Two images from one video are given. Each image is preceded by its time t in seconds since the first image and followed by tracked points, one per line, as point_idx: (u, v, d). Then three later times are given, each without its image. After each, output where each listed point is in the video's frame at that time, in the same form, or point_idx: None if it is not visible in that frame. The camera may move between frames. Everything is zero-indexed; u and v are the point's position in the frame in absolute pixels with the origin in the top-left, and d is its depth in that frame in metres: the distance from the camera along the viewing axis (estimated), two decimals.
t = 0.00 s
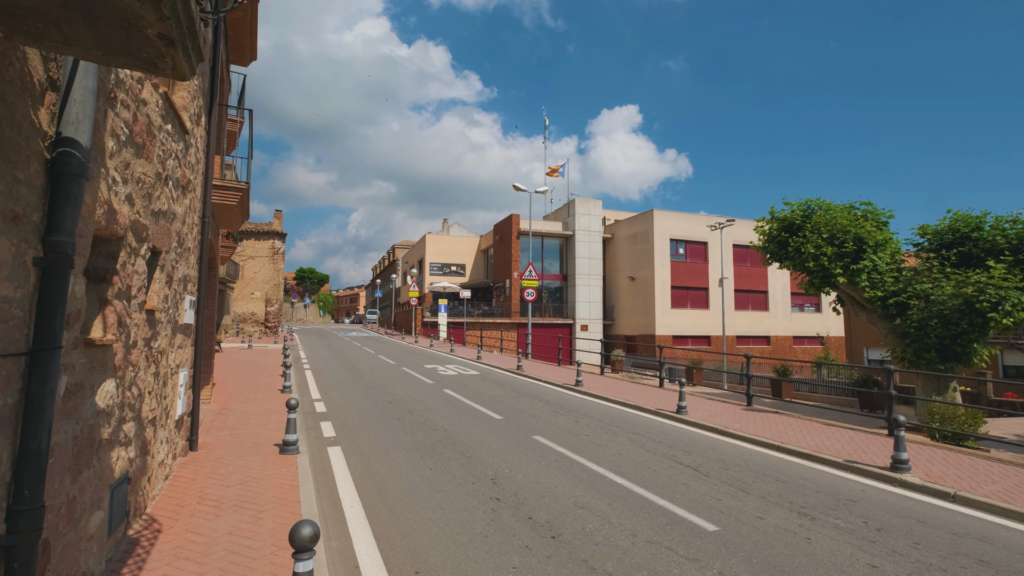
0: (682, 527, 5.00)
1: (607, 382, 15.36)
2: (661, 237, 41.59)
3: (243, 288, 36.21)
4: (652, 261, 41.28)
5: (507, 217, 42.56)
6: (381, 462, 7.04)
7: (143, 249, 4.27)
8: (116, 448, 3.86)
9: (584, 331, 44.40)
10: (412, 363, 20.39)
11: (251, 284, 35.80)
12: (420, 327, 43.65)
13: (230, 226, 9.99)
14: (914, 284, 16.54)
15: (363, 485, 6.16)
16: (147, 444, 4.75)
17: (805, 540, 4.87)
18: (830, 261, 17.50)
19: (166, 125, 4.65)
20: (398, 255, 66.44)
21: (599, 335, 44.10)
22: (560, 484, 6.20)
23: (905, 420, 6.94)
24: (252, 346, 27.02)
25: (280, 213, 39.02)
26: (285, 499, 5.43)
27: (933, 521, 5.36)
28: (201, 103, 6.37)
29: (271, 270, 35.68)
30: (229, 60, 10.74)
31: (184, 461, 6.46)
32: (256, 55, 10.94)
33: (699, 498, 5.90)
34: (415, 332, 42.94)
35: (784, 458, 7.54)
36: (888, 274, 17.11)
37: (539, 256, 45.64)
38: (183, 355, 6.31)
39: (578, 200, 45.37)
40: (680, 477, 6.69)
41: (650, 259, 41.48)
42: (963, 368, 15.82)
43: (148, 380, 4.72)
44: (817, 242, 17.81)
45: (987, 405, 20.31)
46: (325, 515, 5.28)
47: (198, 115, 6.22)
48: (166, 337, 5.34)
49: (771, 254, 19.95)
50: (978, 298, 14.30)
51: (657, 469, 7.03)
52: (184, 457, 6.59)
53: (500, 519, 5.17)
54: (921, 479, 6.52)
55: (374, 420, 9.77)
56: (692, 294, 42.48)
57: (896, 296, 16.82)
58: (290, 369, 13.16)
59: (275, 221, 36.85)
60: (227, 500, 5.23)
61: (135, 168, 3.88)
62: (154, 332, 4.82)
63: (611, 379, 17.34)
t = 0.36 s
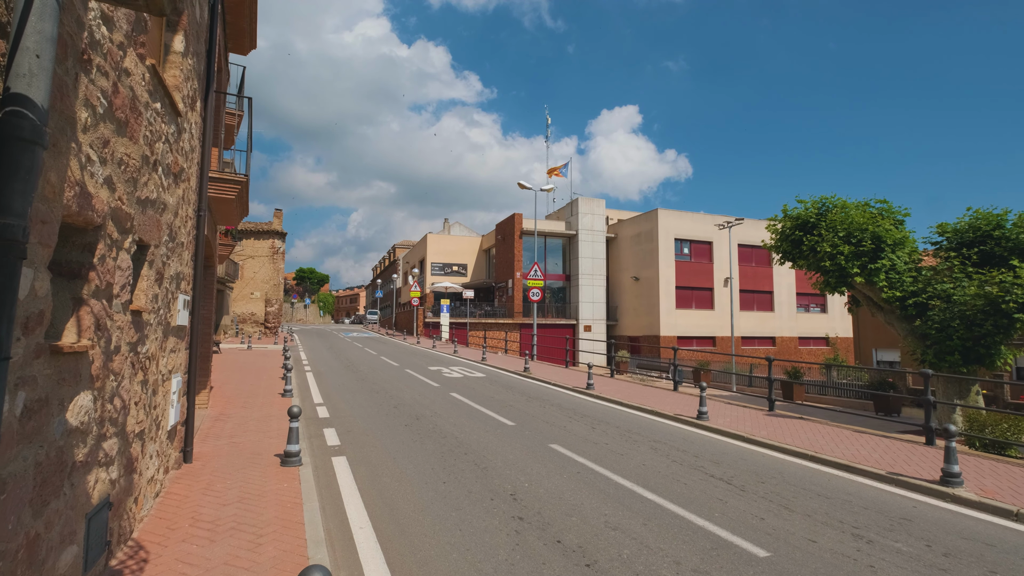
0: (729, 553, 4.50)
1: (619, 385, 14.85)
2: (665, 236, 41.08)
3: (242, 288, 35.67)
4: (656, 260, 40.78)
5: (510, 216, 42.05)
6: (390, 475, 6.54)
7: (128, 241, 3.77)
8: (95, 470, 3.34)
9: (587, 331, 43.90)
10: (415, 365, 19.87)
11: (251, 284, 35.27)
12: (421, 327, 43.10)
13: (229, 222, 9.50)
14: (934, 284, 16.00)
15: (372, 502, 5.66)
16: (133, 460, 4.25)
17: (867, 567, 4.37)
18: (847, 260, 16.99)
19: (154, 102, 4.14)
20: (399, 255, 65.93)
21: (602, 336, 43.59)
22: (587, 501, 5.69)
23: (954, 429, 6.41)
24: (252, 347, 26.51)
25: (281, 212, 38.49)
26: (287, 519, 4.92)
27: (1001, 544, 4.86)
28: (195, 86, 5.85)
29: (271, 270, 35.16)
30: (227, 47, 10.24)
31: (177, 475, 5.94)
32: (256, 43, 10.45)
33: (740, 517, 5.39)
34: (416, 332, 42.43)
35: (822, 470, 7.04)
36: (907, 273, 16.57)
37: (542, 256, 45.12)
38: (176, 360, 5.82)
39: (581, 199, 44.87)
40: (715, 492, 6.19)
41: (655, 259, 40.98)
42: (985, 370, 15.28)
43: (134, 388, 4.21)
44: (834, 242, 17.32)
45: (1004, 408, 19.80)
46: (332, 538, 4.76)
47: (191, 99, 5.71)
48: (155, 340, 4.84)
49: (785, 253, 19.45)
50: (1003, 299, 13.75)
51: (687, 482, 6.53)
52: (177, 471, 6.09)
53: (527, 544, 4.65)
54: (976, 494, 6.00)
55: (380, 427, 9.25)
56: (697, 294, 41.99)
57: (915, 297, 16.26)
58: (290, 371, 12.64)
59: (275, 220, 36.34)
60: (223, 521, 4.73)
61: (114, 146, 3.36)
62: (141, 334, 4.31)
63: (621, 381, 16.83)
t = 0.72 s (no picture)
0: None
1: (631, 386, 14.34)
2: (670, 235, 40.58)
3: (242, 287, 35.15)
4: (660, 259, 40.29)
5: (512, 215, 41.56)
6: (400, 486, 6.05)
7: (104, 224, 3.26)
8: (61, 492, 2.83)
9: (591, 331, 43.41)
10: (419, 366, 19.38)
11: (251, 283, 34.76)
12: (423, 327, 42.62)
13: (226, 215, 9.01)
14: (955, 281, 15.43)
15: (381, 517, 5.17)
16: (113, 476, 3.74)
17: None
18: (864, 258, 16.49)
19: (136, 68, 3.63)
20: (399, 255, 65.38)
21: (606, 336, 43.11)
22: (617, 515, 5.19)
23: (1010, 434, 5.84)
24: (251, 347, 26.01)
25: (281, 211, 38.02)
26: (288, 540, 4.42)
27: None
28: (187, 63, 5.35)
29: (271, 270, 34.65)
30: (224, 32, 9.74)
31: (167, 487, 5.44)
32: (255, 28, 9.95)
33: (788, 534, 4.89)
34: (418, 333, 41.94)
35: (863, 479, 6.54)
36: (926, 271, 16.03)
37: (545, 255, 44.62)
38: (166, 361, 5.32)
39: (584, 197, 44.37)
40: (755, 504, 5.69)
41: (659, 258, 40.48)
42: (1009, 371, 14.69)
43: (115, 394, 3.71)
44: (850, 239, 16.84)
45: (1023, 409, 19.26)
46: (339, 562, 4.24)
47: (183, 75, 5.20)
48: (141, 340, 4.34)
49: (799, 251, 18.96)
50: None
51: (722, 493, 6.04)
52: (168, 482, 5.58)
53: (558, 568, 4.14)
54: None
55: (386, 432, 8.75)
56: (702, 294, 41.48)
57: (934, 295, 15.68)
58: (290, 372, 12.13)
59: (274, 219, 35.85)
60: (216, 543, 4.22)
61: (85, 111, 2.85)
62: (123, 332, 3.81)
63: (631, 382, 16.33)
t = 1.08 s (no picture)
0: None
1: (644, 390, 13.84)
2: (674, 235, 40.06)
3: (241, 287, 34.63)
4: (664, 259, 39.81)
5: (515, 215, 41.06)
6: (411, 506, 5.55)
7: (72, 216, 2.76)
8: (15, 540, 2.32)
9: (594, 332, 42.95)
10: (422, 368, 18.88)
11: (250, 283, 34.24)
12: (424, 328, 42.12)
13: (222, 211, 8.50)
14: (977, 282, 14.82)
15: (393, 543, 4.68)
16: (88, 509, 3.24)
17: None
18: (881, 257, 15.97)
19: (114, 36, 3.13)
20: (399, 254, 64.92)
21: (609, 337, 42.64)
22: (654, 541, 4.71)
23: None
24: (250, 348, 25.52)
25: (281, 210, 37.51)
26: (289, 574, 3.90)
27: None
28: (177, 42, 4.85)
29: (270, 269, 34.14)
30: (221, 20, 9.25)
31: (156, 509, 4.93)
32: (254, 15, 9.45)
33: (847, 564, 4.38)
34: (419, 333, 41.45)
35: (912, 497, 6.04)
36: (946, 270, 15.44)
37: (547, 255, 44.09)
38: (154, 371, 4.81)
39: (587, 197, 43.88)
40: (801, 527, 5.20)
41: (663, 258, 39.97)
42: None
43: (91, 413, 3.23)
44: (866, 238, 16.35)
45: None
46: None
47: (173, 55, 4.70)
48: (124, 348, 3.84)
49: (812, 250, 18.47)
50: None
51: (762, 513, 5.54)
52: (157, 503, 5.07)
53: None
54: None
55: (392, 441, 8.26)
56: (707, 294, 40.98)
57: (955, 296, 15.04)
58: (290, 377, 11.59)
59: (274, 218, 35.35)
60: None
61: (43, 76, 2.35)
62: (101, 340, 3.31)
63: (641, 385, 15.83)
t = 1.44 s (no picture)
0: None
1: (660, 393, 13.35)
2: (681, 234, 39.53)
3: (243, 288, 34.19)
4: (671, 259, 39.30)
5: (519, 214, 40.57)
6: (432, 526, 5.07)
7: (45, 199, 2.29)
8: None
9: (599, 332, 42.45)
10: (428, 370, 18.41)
11: (252, 284, 33.79)
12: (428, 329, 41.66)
13: (223, 205, 8.03)
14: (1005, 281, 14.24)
15: (415, 572, 4.20)
16: (67, 544, 2.76)
17: None
18: (904, 256, 15.48)
19: None
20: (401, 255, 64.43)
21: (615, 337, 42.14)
22: (705, 569, 4.22)
23: None
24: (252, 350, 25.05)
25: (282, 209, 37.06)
26: None
27: None
28: (175, 15, 4.38)
29: (272, 269, 33.70)
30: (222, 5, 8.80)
31: (151, 532, 4.44)
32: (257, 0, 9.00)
33: None
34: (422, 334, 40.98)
35: (974, 516, 5.54)
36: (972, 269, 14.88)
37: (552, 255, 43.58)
38: (150, 379, 4.33)
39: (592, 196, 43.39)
40: (861, 551, 4.71)
41: (670, 257, 39.45)
42: None
43: (71, 433, 2.74)
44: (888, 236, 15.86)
45: None
46: None
47: (169, 29, 4.23)
48: (113, 355, 3.36)
49: (830, 249, 17.98)
50: None
51: (815, 535, 5.05)
52: (152, 525, 4.58)
53: None
54: None
55: (403, 451, 7.77)
56: (713, 294, 40.46)
57: (981, 296, 14.49)
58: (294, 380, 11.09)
59: (276, 218, 34.91)
60: None
61: (0, 19, 1.87)
62: (82, 346, 2.83)
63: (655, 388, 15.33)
